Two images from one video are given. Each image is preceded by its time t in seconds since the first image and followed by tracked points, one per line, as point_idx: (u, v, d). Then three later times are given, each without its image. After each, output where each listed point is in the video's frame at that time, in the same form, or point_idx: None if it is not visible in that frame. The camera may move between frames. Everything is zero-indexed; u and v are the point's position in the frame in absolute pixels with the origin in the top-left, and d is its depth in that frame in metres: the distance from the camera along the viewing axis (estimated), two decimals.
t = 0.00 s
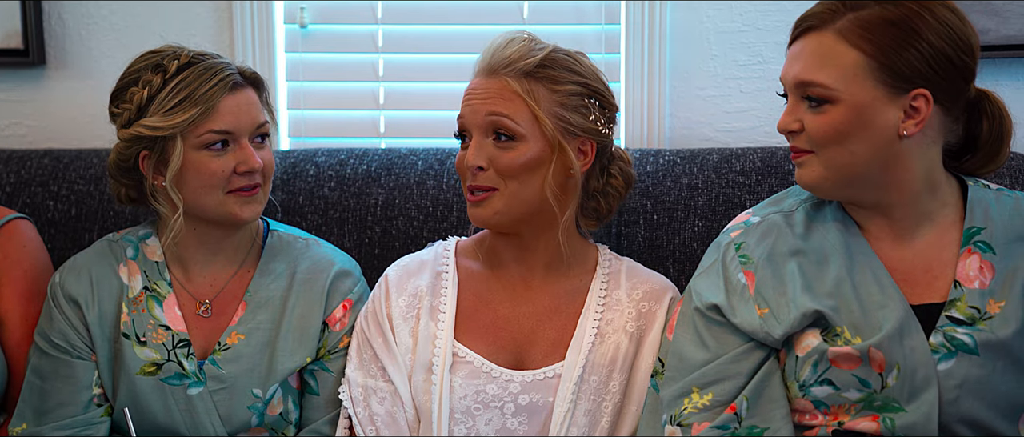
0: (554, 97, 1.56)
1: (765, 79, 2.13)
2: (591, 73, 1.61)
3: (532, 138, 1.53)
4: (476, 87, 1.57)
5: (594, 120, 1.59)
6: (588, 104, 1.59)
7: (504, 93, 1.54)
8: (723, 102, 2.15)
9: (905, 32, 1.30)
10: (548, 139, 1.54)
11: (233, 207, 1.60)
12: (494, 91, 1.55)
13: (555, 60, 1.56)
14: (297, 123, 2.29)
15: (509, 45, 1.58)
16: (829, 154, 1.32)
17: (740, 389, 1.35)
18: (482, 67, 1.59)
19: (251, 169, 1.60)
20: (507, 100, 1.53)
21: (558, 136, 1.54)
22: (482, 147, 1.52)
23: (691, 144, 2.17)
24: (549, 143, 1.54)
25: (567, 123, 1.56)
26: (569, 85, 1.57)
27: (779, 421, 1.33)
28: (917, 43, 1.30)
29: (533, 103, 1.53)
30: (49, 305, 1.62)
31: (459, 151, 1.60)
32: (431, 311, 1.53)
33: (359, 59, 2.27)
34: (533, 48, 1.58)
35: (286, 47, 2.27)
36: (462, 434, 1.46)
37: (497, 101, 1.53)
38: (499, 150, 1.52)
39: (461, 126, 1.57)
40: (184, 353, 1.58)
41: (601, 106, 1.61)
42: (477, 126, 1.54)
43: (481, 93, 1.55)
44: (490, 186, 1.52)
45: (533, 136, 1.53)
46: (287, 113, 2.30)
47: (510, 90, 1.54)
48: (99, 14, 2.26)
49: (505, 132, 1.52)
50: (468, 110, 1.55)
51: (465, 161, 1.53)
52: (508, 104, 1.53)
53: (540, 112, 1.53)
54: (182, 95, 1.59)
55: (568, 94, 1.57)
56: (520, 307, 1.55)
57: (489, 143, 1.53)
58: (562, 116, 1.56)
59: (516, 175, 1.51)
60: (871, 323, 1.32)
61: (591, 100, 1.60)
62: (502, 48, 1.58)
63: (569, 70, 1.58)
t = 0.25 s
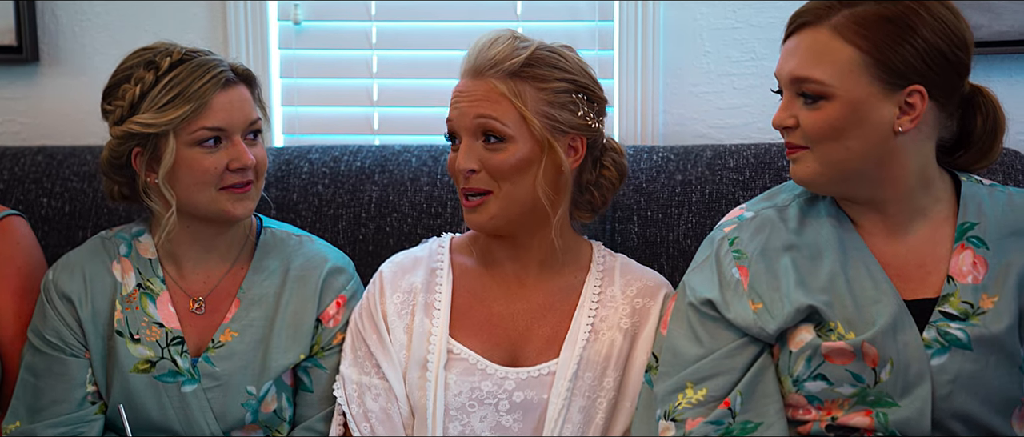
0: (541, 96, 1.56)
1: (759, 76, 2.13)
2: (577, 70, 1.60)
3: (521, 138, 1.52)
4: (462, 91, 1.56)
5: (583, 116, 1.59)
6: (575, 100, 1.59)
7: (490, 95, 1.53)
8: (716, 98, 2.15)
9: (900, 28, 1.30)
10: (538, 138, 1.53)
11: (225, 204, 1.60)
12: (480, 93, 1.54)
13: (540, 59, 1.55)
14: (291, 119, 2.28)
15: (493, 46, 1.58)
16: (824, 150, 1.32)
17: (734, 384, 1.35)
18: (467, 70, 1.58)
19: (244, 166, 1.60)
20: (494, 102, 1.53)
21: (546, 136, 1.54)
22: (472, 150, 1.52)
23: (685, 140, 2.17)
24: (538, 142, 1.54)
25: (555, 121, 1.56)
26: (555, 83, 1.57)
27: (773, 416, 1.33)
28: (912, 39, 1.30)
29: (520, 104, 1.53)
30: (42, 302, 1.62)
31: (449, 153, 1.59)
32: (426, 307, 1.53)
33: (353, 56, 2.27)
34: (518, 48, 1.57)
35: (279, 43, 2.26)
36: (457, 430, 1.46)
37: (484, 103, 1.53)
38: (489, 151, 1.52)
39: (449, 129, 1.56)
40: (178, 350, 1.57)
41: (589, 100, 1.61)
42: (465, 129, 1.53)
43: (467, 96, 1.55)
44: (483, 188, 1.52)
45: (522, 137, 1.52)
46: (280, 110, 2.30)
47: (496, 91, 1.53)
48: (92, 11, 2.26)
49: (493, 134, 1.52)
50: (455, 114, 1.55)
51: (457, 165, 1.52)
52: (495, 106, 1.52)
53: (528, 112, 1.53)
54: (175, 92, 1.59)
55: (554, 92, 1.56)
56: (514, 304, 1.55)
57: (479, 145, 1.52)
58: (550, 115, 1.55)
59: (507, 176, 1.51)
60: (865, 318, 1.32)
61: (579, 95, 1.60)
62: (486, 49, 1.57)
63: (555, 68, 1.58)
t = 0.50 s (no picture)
0: (532, 93, 1.56)
1: (750, 73, 2.13)
2: (567, 67, 1.60)
3: (511, 136, 1.52)
4: (452, 88, 1.56)
5: (574, 114, 1.59)
6: (566, 98, 1.59)
7: (480, 93, 1.53)
8: (708, 96, 2.15)
9: (895, 23, 1.30)
10: (528, 136, 1.53)
11: (216, 201, 1.59)
12: (470, 91, 1.54)
13: (530, 57, 1.55)
14: (283, 117, 2.28)
15: (484, 43, 1.58)
16: (819, 143, 1.32)
17: (726, 380, 1.35)
18: (457, 67, 1.58)
19: (234, 163, 1.59)
20: (484, 100, 1.53)
21: (537, 133, 1.54)
22: (462, 147, 1.52)
23: (677, 137, 2.17)
24: (528, 140, 1.54)
25: (546, 119, 1.56)
26: (546, 81, 1.56)
27: (765, 412, 1.33)
28: (906, 34, 1.30)
29: (511, 101, 1.53)
30: (34, 302, 1.61)
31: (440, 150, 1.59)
32: (417, 303, 1.53)
33: (344, 53, 2.26)
34: (509, 45, 1.57)
35: (271, 41, 2.26)
36: (449, 426, 1.46)
37: (474, 101, 1.53)
38: (479, 148, 1.52)
39: (439, 127, 1.56)
40: (170, 348, 1.57)
41: (580, 98, 1.61)
42: (455, 126, 1.53)
43: (457, 93, 1.55)
44: (475, 184, 1.52)
45: (512, 134, 1.52)
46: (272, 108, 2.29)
47: (486, 89, 1.53)
48: (83, 9, 2.25)
49: (483, 131, 1.52)
50: (445, 111, 1.55)
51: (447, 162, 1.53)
52: (485, 103, 1.52)
53: (518, 110, 1.53)
54: (165, 89, 1.58)
55: (545, 89, 1.56)
56: (506, 300, 1.55)
57: (468, 142, 1.52)
58: (540, 113, 1.55)
59: (498, 172, 1.51)
60: (856, 314, 1.32)
61: (570, 93, 1.60)
62: (477, 46, 1.57)
63: (546, 65, 1.58)
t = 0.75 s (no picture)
0: (525, 93, 1.57)
1: (744, 75, 2.14)
2: (561, 70, 1.62)
3: (504, 133, 1.53)
4: (445, 87, 1.57)
5: (566, 116, 1.60)
6: (559, 101, 1.60)
7: (474, 91, 1.54)
8: (702, 98, 2.16)
9: (906, 18, 1.31)
10: (521, 133, 1.54)
11: (207, 205, 1.59)
12: (464, 89, 1.55)
13: (524, 57, 1.57)
14: (278, 120, 2.28)
15: (478, 43, 1.59)
16: (824, 129, 1.31)
17: (720, 384, 1.35)
18: (451, 68, 1.59)
19: (228, 165, 1.60)
20: (477, 98, 1.54)
21: (530, 131, 1.55)
22: (454, 144, 1.53)
23: (671, 139, 2.17)
24: (521, 138, 1.54)
25: (539, 119, 1.56)
26: (539, 81, 1.58)
27: (758, 415, 1.33)
28: (917, 29, 1.31)
29: (504, 99, 1.54)
30: (27, 305, 1.60)
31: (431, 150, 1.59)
32: (410, 307, 1.53)
33: (338, 56, 2.26)
34: (503, 46, 1.59)
35: (265, 44, 2.26)
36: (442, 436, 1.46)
37: (467, 99, 1.54)
38: (472, 145, 1.52)
39: (432, 125, 1.56)
40: (164, 351, 1.57)
41: (573, 102, 1.62)
42: (447, 124, 1.54)
43: (450, 91, 1.56)
44: (468, 179, 1.52)
45: (505, 132, 1.53)
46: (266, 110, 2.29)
47: (479, 87, 1.54)
48: (76, 12, 2.24)
49: (475, 128, 1.52)
50: (438, 109, 1.55)
51: (438, 159, 1.53)
52: (477, 101, 1.53)
53: (511, 108, 1.54)
54: (159, 93, 1.58)
55: (538, 90, 1.57)
56: (499, 306, 1.55)
57: (461, 140, 1.53)
58: (533, 112, 1.56)
59: (490, 169, 1.51)
60: (850, 318, 1.32)
61: (563, 96, 1.61)
62: (471, 46, 1.59)
63: (539, 67, 1.59)
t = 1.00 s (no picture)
0: (522, 91, 1.58)
1: (740, 77, 2.14)
2: (559, 71, 1.63)
3: (501, 129, 1.54)
4: (442, 86, 1.59)
5: (564, 117, 1.61)
6: (556, 101, 1.61)
7: (472, 88, 1.56)
8: (698, 100, 2.16)
9: (904, 19, 1.31)
10: (518, 130, 1.55)
11: (202, 208, 1.60)
12: (462, 86, 1.56)
13: (522, 55, 1.59)
14: (274, 122, 2.28)
15: (477, 43, 1.62)
16: (823, 131, 1.32)
17: (717, 385, 1.36)
18: (451, 68, 1.62)
19: (224, 165, 1.60)
20: (475, 94, 1.55)
21: (527, 129, 1.56)
22: (450, 140, 1.54)
23: (667, 142, 2.18)
24: (518, 135, 1.55)
25: (536, 117, 1.57)
26: (537, 80, 1.59)
27: (756, 416, 1.34)
28: (915, 30, 1.32)
29: (501, 96, 1.55)
30: (25, 300, 1.60)
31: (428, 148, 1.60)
32: (407, 309, 1.53)
33: (334, 58, 2.26)
34: (501, 45, 1.61)
35: (260, 46, 2.26)
36: None
37: (465, 95, 1.55)
38: (468, 141, 1.53)
39: (430, 124, 1.58)
40: (163, 349, 1.57)
41: (570, 104, 1.63)
42: (444, 120, 1.55)
43: (448, 89, 1.57)
44: (463, 175, 1.53)
45: (502, 128, 1.54)
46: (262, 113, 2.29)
47: (477, 84, 1.56)
48: (72, 14, 2.24)
49: (472, 124, 1.53)
50: (436, 107, 1.57)
51: (434, 155, 1.54)
52: (475, 97, 1.55)
53: (509, 104, 1.55)
54: (155, 92, 1.58)
55: (535, 88, 1.59)
56: (497, 308, 1.56)
57: (457, 136, 1.54)
58: (531, 110, 1.57)
59: (487, 165, 1.52)
60: (847, 319, 1.33)
61: (560, 96, 1.62)
62: (470, 46, 1.61)
63: (537, 66, 1.61)
